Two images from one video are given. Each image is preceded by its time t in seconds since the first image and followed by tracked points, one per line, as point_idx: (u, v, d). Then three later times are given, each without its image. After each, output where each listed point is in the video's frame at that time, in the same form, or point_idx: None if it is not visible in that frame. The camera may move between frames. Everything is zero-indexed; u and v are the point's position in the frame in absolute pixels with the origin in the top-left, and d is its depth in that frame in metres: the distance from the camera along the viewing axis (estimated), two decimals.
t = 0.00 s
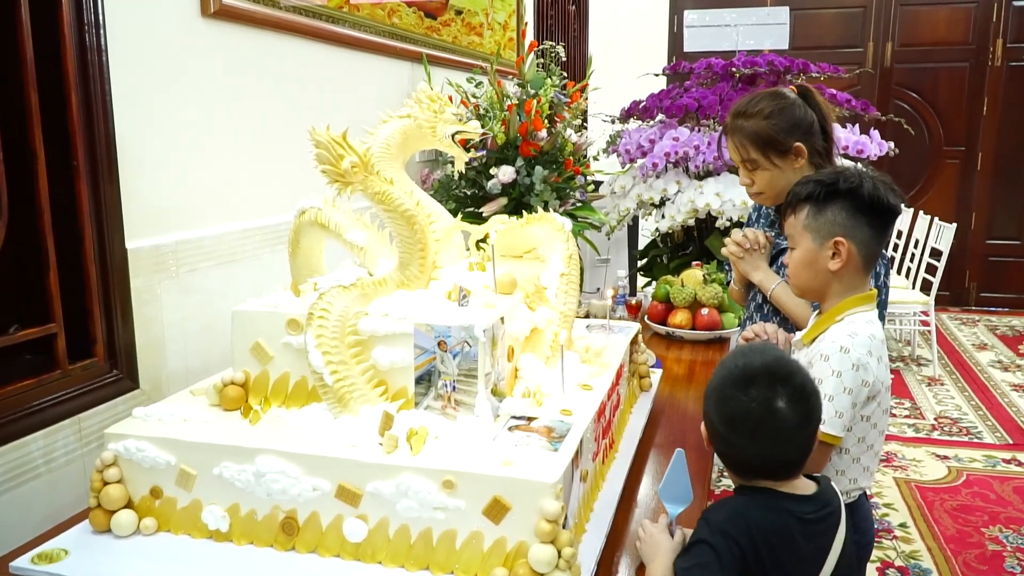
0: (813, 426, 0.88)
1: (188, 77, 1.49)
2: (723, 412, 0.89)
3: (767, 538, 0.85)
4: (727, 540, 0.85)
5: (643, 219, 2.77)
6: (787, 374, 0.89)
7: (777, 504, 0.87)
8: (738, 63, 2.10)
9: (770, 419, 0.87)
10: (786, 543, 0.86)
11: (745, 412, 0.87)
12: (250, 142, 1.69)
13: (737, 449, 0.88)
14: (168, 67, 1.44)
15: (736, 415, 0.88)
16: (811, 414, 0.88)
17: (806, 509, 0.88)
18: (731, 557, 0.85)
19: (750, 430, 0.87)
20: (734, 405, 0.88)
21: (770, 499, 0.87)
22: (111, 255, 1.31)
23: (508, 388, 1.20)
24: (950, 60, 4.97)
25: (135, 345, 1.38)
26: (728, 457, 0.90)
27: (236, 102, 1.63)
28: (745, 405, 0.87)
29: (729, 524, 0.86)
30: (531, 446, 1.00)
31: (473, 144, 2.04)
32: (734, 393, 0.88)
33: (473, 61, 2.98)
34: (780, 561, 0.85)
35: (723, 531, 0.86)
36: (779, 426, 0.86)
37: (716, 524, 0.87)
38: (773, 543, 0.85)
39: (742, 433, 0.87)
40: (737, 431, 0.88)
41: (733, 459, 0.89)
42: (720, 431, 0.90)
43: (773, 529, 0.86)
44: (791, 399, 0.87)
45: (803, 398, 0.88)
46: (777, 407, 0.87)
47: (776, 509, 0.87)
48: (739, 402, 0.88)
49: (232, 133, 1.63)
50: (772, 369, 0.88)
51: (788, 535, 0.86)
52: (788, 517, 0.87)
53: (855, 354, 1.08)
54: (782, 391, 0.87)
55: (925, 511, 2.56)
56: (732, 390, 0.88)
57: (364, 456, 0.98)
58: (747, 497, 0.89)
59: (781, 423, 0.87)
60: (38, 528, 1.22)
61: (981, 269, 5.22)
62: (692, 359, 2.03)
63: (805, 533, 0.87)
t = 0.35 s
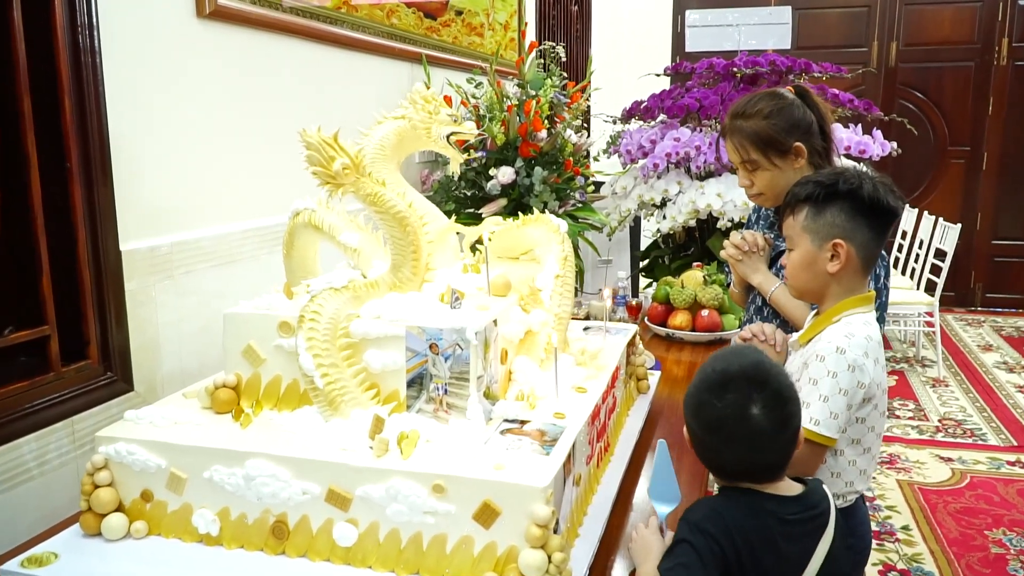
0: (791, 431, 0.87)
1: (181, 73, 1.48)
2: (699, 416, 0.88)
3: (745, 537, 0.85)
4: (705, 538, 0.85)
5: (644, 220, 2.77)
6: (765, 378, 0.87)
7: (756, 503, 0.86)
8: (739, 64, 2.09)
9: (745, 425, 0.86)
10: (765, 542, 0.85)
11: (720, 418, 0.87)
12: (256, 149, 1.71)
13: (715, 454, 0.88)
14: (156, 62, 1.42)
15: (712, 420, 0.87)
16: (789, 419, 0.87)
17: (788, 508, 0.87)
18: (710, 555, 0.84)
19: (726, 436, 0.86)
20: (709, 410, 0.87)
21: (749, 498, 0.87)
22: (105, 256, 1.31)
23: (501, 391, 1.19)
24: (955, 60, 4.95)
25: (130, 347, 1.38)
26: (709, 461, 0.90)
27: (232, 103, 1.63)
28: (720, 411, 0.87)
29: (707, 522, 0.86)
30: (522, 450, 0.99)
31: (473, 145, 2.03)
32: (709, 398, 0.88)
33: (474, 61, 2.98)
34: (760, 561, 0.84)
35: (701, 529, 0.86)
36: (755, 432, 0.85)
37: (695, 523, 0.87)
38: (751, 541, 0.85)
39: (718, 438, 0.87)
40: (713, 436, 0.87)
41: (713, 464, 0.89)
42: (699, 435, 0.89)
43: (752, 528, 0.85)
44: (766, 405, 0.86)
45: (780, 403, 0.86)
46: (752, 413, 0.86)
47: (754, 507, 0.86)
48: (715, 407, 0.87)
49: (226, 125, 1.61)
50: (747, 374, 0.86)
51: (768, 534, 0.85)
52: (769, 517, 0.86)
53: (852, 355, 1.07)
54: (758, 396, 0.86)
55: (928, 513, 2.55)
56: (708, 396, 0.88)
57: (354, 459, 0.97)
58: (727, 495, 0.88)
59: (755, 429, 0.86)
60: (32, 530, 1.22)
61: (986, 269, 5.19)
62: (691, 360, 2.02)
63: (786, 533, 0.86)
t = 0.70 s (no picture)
0: (770, 434, 0.85)
1: (177, 75, 1.48)
2: (676, 423, 0.88)
3: (731, 539, 0.84)
4: (690, 541, 0.84)
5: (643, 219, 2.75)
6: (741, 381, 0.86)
7: (741, 506, 0.85)
8: (738, 63, 2.06)
9: (722, 430, 0.85)
10: (751, 544, 0.84)
11: (696, 424, 0.86)
12: (239, 137, 1.68)
13: (694, 461, 0.87)
14: (161, 67, 1.44)
15: (689, 427, 0.86)
16: (767, 421, 0.85)
17: (775, 511, 0.86)
18: (695, 558, 0.83)
19: (703, 441, 0.85)
20: (685, 417, 0.86)
21: (733, 502, 0.86)
22: (93, 255, 1.30)
23: (491, 392, 1.19)
24: (957, 60, 4.93)
25: (119, 347, 1.37)
26: (690, 468, 0.89)
27: (223, 101, 1.62)
28: (696, 417, 0.86)
29: (691, 525, 0.85)
30: (509, 452, 0.98)
31: (470, 143, 2.04)
32: (685, 405, 0.87)
33: (472, 60, 2.97)
34: (745, 563, 0.83)
35: (685, 532, 0.85)
36: (732, 436, 0.84)
37: (681, 527, 0.86)
38: (737, 544, 0.83)
39: (696, 445, 0.86)
40: (691, 443, 0.86)
41: (694, 471, 0.88)
42: (678, 442, 0.88)
43: (737, 530, 0.84)
44: (743, 408, 0.85)
45: (758, 406, 0.85)
46: (727, 418, 0.85)
47: (740, 511, 0.85)
48: (691, 413, 0.86)
49: (227, 129, 1.64)
50: (721, 378, 0.85)
51: (753, 536, 0.84)
52: (753, 519, 0.85)
53: (845, 355, 1.05)
54: (733, 401, 0.85)
55: (927, 515, 2.53)
56: (684, 402, 0.87)
57: (338, 461, 0.96)
58: (714, 499, 0.87)
59: (733, 433, 0.84)
60: (18, 531, 1.21)
61: (988, 270, 5.17)
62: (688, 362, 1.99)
63: (772, 536, 0.85)
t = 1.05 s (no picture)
0: (770, 421, 0.85)
1: (177, 75, 1.49)
2: (676, 415, 0.86)
3: (734, 537, 0.82)
4: (693, 537, 0.82)
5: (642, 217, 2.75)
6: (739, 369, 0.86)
7: (744, 502, 0.84)
8: (737, 60, 2.04)
9: (722, 419, 0.84)
10: (753, 542, 0.82)
11: (696, 414, 0.85)
12: (238, 136, 1.69)
13: (694, 451, 0.86)
14: (162, 68, 1.45)
15: (688, 417, 0.85)
16: (766, 409, 0.85)
17: (777, 505, 0.84)
18: (697, 555, 0.82)
19: (704, 432, 0.84)
20: (685, 407, 0.86)
21: (736, 497, 0.84)
22: (85, 250, 1.29)
23: (483, 387, 1.18)
24: (959, 58, 4.92)
25: (111, 343, 1.36)
26: (689, 460, 0.88)
27: (217, 97, 1.61)
28: (696, 407, 0.85)
29: (694, 521, 0.84)
30: (500, 446, 0.98)
31: (467, 140, 2.02)
32: (684, 396, 0.86)
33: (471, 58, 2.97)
34: (746, 561, 0.82)
35: (688, 529, 0.83)
36: (733, 424, 0.84)
37: (684, 523, 0.84)
38: (741, 540, 0.82)
39: (697, 435, 0.85)
40: (690, 433, 0.85)
41: (694, 462, 0.87)
42: (677, 434, 0.87)
43: (740, 528, 0.83)
44: (742, 395, 0.84)
45: (757, 393, 0.84)
46: (728, 406, 0.84)
47: (742, 505, 0.84)
48: (690, 403, 0.85)
49: (225, 127, 1.64)
50: (719, 367, 0.85)
51: (756, 533, 0.83)
52: (756, 515, 0.83)
53: (839, 350, 1.04)
54: (732, 388, 0.84)
55: (927, 514, 2.52)
56: (682, 392, 0.86)
57: (327, 455, 0.95)
58: (717, 494, 0.86)
59: (733, 421, 0.84)
60: (8, 526, 1.21)
61: (990, 269, 5.15)
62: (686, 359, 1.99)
63: (774, 534, 0.84)
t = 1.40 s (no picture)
0: (781, 415, 0.85)
1: (177, 73, 1.49)
2: (689, 408, 0.85)
3: (748, 534, 0.81)
4: (706, 537, 0.81)
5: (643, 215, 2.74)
6: (751, 362, 0.86)
7: (754, 497, 0.84)
8: (738, 58, 2.03)
9: (737, 412, 0.83)
10: (766, 539, 0.82)
11: (710, 407, 0.84)
12: (240, 136, 1.69)
13: (707, 446, 0.85)
14: (160, 64, 1.45)
15: (702, 411, 0.84)
16: (778, 403, 0.85)
17: (785, 500, 0.85)
18: (711, 554, 0.81)
19: (719, 425, 0.84)
20: (699, 400, 0.85)
21: (746, 492, 0.84)
22: (81, 245, 1.28)
23: (481, 383, 1.17)
24: (961, 57, 4.90)
25: (108, 338, 1.35)
26: (699, 455, 0.87)
27: (215, 93, 1.61)
28: (711, 400, 0.84)
29: (706, 520, 0.83)
30: (496, 442, 0.97)
31: (467, 136, 2.03)
32: (698, 389, 0.85)
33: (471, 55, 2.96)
34: (760, 559, 0.82)
35: (701, 528, 0.82)
36: (748, 417, 0.83)
37: (696, 522, 0.83)
38: (753, 538, 0.82)
39: (711, 429, 0.84)
40: (704, 427, 0.85)
41: (705, 457, 0.86)
42: (689, 428, 0.86)
43: (754, 525, 0.82)
44: (757, 388, 0.84)
45: (769, 386, 0.85)
46: (743, 399, 0.84)
47: (754, 502, 0.83)
48: (704, 397, 0.84)
49: (228, 128, 1.65)
50: (734, 360, 0.84)
51: (768, 529, 0.83)
52: (768, 511, 0.83)
53: (839, 347, 1.04)
54: (748, 381, 0.84)
55: (928, 514, 2.51)
56: (696, 387, 0.85)
57: (323, 451, 0.95)
58: (728, 492, 0.85)
59: (749, 414, 0.83)
60: (3, 522, 1.20)
61: (992, 269, 5.14)
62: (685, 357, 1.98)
63: (784, 529, 0.84)
